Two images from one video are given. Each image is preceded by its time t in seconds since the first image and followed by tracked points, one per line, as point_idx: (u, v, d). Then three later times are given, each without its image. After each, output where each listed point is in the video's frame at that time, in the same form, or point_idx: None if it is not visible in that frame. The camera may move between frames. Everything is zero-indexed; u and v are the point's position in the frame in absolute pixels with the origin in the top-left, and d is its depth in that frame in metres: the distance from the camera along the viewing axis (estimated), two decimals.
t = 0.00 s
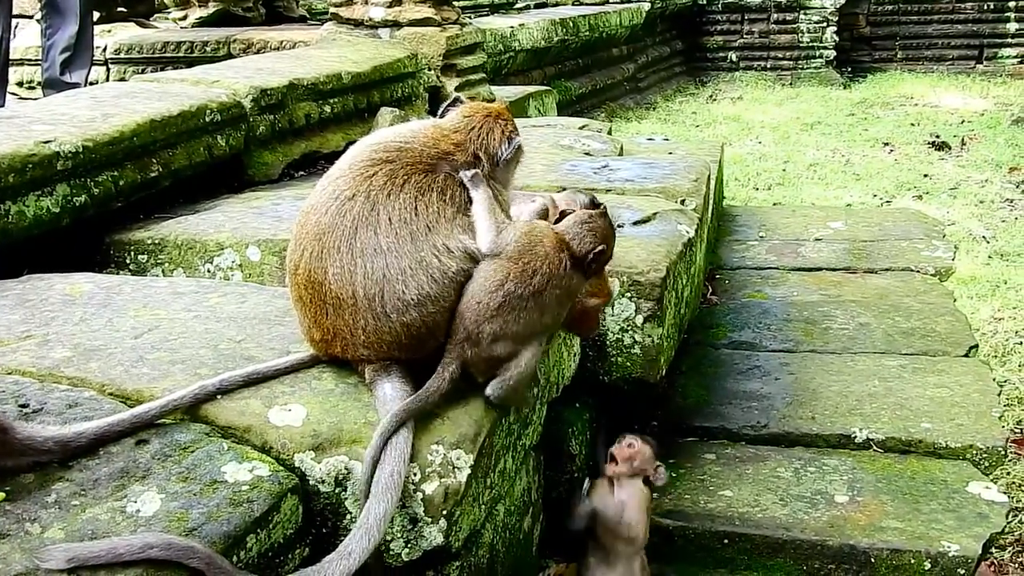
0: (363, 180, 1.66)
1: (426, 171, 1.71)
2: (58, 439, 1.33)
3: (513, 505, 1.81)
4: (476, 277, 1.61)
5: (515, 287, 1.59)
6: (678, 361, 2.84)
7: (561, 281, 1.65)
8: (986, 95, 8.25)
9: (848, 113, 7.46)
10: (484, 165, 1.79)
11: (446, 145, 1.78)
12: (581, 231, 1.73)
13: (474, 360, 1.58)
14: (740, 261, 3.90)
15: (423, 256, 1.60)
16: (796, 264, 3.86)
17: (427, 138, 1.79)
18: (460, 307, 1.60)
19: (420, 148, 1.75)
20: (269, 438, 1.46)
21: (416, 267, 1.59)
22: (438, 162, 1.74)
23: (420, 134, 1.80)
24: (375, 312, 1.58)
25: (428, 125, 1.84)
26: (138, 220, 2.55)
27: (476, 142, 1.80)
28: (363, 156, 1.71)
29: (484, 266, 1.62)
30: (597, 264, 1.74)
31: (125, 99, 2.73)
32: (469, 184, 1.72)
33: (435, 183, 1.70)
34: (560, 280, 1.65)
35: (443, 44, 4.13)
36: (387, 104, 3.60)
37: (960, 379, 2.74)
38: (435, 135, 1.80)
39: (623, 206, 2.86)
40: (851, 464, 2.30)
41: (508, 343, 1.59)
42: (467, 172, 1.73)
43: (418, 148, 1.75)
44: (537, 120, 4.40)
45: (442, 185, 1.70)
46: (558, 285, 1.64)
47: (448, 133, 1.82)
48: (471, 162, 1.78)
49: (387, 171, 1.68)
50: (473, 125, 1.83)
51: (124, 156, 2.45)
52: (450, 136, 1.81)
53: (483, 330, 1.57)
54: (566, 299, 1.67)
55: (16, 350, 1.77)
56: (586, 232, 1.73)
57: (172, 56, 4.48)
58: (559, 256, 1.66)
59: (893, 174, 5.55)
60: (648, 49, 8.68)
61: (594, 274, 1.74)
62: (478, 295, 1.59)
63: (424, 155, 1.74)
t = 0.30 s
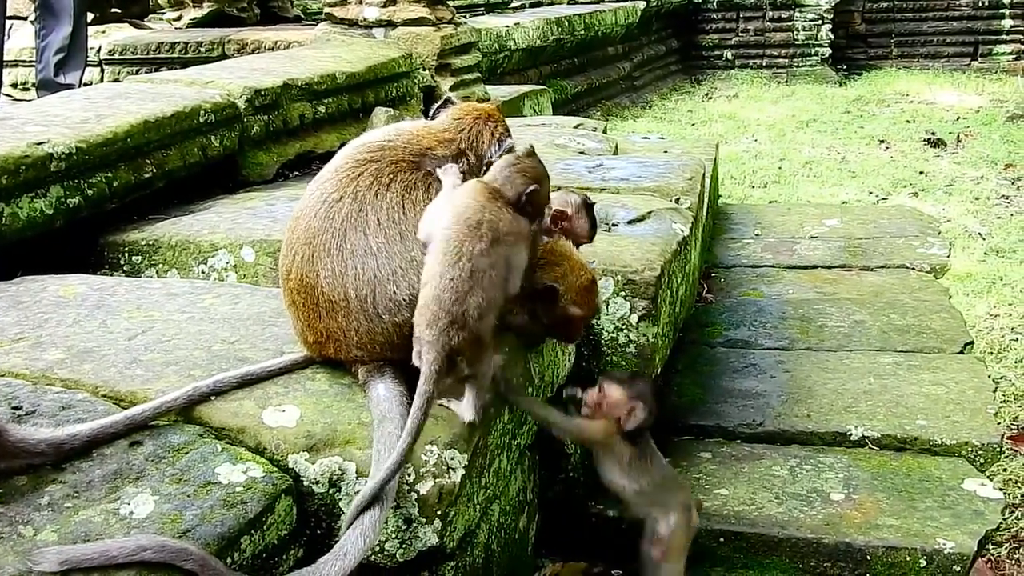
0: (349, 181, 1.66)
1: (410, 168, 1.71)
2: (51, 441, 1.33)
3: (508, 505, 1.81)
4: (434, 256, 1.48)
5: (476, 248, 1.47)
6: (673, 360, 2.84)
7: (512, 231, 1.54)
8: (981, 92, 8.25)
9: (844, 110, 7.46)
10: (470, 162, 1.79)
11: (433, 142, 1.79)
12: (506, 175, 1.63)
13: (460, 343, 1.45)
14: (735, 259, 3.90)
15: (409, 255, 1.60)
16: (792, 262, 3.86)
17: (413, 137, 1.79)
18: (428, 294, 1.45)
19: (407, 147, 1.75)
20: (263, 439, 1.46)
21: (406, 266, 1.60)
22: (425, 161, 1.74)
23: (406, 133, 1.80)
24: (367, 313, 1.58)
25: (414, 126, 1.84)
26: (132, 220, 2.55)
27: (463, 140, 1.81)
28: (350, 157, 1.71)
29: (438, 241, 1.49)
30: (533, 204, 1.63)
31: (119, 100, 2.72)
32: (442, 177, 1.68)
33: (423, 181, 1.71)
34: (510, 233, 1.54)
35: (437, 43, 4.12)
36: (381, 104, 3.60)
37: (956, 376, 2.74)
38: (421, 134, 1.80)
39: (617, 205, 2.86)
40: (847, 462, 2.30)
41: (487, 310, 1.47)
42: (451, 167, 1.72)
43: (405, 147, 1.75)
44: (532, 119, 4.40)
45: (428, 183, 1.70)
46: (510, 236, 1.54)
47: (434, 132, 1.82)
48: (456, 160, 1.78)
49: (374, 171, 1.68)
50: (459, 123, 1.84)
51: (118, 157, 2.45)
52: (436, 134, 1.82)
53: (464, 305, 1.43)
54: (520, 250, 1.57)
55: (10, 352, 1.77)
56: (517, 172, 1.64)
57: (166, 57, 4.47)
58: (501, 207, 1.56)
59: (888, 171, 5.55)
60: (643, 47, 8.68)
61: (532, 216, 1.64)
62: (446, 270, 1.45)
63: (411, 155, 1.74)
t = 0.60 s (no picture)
0: (341, 180, 1.65)
1: (401, 166, 1.71)
2: (49, 442, 1.32)
3: (507, 505, 1.80)
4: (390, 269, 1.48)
5: (424, 263, 1.44)
6: (671, 360, 2.84)
7: (472, 246, 1.48)
8: (979, 92, 8.26)
9: (842, 110, 7.46)
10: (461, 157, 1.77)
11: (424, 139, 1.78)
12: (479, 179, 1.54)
13: (410, 354, 1.43)
14: (733, 259, 3.90)
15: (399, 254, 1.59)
16: (790, 261, 3.86)
17: (404, 135, 1.78)
18: (380, 303, 1.45)
19: (399, 144, 1.74)
20: (262, 440, 1.45)
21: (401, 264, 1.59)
22: (418, 159, 1.74)
23: (396, 131, 1.79)
24: (364, 313, 1.58)
25: (405, 125, 1.83)
26: (130, 222, 2.55)
27: (454, 136, 1.79)
28: (341, 156, 1.70)
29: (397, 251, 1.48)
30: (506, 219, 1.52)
31: (116, 102, 2.72)
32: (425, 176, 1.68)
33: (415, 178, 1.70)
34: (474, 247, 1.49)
35: (435, 44, 4.11)
36: (379, 105, 3.59)
37: (954, 375, 2.74)
38: (412, 132, 1.79)
39: (614, 205, 2.86)
40: (846, 461, 2.30)
41: (438, 326, 1.43)
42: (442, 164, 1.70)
43: (396, 145, 1.74)
44: (530, 119, 4.40)
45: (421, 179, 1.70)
46: (469, 252, 1.48)
47: (425, 129, 1.81)
48: (448, 157, 1.77)
49: (365, 170, 1.67)
50: (450, 120, 1.83)
51: (115, 159, 2.45)
52: (426, 131, 1.81)
53: (406, 317, 1.41)
54: (485, 265, 1.51)
55: (8, 353, 1.76)
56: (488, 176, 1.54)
57: (164, 59, 4.46)
58: (467, 218, 1.49)
59: (887, 171, 5.55)
60: (641, 48, 8.68)
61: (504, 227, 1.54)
62: (392, 283, 1.44)
63: (403, 154, 1.73)
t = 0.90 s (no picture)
0: (341, 176, 1.64)
1: (404, 161, 1.69)
2: (46, 441, 1.32)
3: (506, 504, 1.80)
4: (432, 265, 1.51)
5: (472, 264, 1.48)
6: (669, 359, 2.84)
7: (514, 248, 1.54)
8: (977, 92, 8.26)
9: (839, 110, 7.46)
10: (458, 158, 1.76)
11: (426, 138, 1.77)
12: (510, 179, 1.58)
13: (449, 349, 1.48)
14: (732, 259, 3.90)
15: (400, 249, 1.58)
16: (789, 261, 3.86)
17: (407, 135, 1.77)
18: (422, 297, 1.49)
19: (400, 143, 1.73)
20: (260, 439, 1.45)
21: (401, 259, 1.58)
22: (418, 156, 1.73)
23: (400, 131, 1.78)
24: (364, 308, 1.58)
25: (408, 125, 1.82)
26: (128, 221, 2.54)
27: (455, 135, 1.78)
28: (342, 154, 1.70)
29: (443, 249, 1.51)
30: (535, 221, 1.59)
31: (114, 101, 2.72)
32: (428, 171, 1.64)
33: (413, 173, 1.68)
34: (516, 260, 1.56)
35: (433, 44, 4.11)
36: (378, 104, 3.59)
37: (952, 375, 2.75)
38: (415, 131, 1.79)
39: (613, 205, 2.85)
40: (844, 461, 2.30)
41: (480, 326, 1.50)
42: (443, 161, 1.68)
43: (398, 143, 1.73)
44: (528, 119, 4.39)
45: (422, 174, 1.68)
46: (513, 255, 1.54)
47: (427, 129, 1.80)
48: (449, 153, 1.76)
49: (364, 165, 1.66)
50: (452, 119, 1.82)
51: (113, 158, 2.44)
52: (430, 130, 1.80)
53: (456, 315, 1.46)
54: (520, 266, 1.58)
55: (5, 352, 1.76)
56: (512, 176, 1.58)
57: (161, 58, 4.45)
58: (507, 221, 1.54)
59: (885, 171, 5.55)
60: (639, 48, 8.68)
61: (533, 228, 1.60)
62: (440, 280, 1.48)
63: (403, 150, 1.72)
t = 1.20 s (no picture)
0: (354, 177, 1.64)
1: (417, 165, 1.69)
2: (45, 443, 1.32)
3: (504, 505, 1.80)
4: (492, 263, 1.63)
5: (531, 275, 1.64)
6: (668, 360, 2.84)
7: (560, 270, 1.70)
8: (975, 93, 8.27)
9: (837, 111, 7.47)
10: (474, 161, 1.75)
11: (439, 142, 1.77)
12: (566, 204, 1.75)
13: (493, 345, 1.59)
14: (730, 260, 3.90)
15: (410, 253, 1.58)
16: (787, 262, 3.86)
17: (421, 137, 1.77)
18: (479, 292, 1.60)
19: (414, 145, 1.73)
20: (259, 440, 1.45)
21: (409, 263, 1.58)
22: (432, 158, 1.72)
23: (413, 133, 1.78)
24: (367, 309, 1.57)
25: (420, 126, 1.82)
26: (127, 223, 2.54)
27: (467, 137, 1.78)
28: (356, 153, 1.70)
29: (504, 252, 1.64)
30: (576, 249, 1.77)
31: (113, 102, 2.72)
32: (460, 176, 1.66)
33: (427, 177, 1.67)
34: (543, 268, 1.65)
35: (431, 45, 4.11)
36: (376, 105, 3.59)
37: (951, 376, 2.75)
38: (428, 134, 1.78)
39: (611, 206, 2.86)
40: (843, 462, 2.30)
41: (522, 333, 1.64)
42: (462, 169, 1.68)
43: (412, 145, 1.73)
44: (527, 120, 4.40)
45: (434, 178, 1.68)
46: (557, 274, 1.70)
47: (441, 131, 1.80)
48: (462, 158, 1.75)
49: (377, 167, 1.66)
50: (465, 123, 1.81)
51: (112, 159, 2.44)
52: (442, 133, 1.79)
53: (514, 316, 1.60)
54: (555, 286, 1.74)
55: (4, 353, 1.76)
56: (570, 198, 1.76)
57: (160, 59, 4.44)
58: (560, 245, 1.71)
59: (883, 172, 5.56)
60: (638, 48, 8.68)
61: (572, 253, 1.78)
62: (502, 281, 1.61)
63: (415, 153, 1.71)
